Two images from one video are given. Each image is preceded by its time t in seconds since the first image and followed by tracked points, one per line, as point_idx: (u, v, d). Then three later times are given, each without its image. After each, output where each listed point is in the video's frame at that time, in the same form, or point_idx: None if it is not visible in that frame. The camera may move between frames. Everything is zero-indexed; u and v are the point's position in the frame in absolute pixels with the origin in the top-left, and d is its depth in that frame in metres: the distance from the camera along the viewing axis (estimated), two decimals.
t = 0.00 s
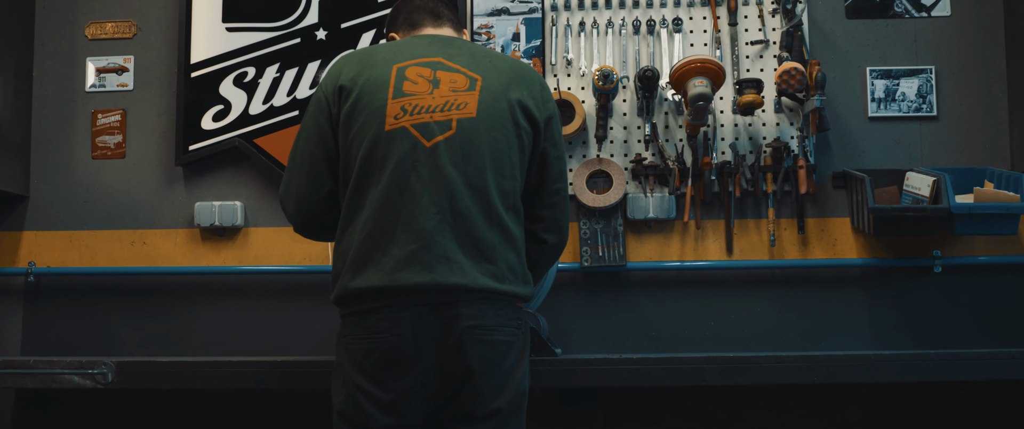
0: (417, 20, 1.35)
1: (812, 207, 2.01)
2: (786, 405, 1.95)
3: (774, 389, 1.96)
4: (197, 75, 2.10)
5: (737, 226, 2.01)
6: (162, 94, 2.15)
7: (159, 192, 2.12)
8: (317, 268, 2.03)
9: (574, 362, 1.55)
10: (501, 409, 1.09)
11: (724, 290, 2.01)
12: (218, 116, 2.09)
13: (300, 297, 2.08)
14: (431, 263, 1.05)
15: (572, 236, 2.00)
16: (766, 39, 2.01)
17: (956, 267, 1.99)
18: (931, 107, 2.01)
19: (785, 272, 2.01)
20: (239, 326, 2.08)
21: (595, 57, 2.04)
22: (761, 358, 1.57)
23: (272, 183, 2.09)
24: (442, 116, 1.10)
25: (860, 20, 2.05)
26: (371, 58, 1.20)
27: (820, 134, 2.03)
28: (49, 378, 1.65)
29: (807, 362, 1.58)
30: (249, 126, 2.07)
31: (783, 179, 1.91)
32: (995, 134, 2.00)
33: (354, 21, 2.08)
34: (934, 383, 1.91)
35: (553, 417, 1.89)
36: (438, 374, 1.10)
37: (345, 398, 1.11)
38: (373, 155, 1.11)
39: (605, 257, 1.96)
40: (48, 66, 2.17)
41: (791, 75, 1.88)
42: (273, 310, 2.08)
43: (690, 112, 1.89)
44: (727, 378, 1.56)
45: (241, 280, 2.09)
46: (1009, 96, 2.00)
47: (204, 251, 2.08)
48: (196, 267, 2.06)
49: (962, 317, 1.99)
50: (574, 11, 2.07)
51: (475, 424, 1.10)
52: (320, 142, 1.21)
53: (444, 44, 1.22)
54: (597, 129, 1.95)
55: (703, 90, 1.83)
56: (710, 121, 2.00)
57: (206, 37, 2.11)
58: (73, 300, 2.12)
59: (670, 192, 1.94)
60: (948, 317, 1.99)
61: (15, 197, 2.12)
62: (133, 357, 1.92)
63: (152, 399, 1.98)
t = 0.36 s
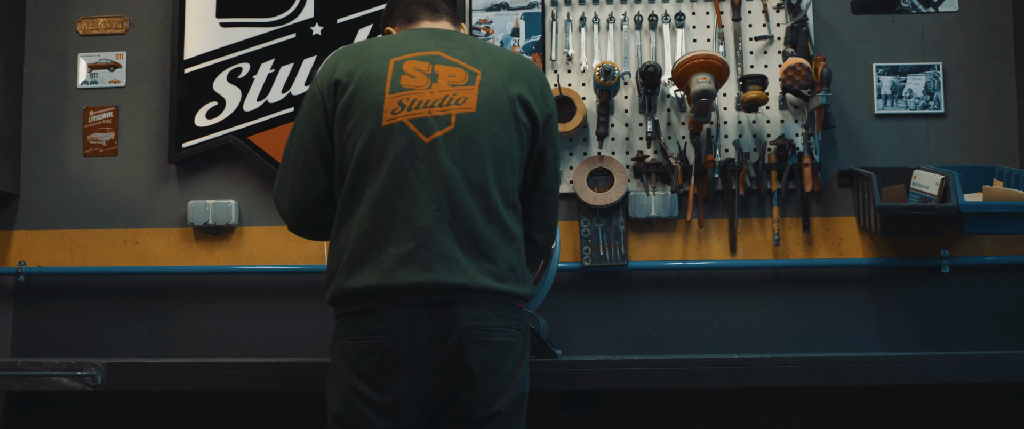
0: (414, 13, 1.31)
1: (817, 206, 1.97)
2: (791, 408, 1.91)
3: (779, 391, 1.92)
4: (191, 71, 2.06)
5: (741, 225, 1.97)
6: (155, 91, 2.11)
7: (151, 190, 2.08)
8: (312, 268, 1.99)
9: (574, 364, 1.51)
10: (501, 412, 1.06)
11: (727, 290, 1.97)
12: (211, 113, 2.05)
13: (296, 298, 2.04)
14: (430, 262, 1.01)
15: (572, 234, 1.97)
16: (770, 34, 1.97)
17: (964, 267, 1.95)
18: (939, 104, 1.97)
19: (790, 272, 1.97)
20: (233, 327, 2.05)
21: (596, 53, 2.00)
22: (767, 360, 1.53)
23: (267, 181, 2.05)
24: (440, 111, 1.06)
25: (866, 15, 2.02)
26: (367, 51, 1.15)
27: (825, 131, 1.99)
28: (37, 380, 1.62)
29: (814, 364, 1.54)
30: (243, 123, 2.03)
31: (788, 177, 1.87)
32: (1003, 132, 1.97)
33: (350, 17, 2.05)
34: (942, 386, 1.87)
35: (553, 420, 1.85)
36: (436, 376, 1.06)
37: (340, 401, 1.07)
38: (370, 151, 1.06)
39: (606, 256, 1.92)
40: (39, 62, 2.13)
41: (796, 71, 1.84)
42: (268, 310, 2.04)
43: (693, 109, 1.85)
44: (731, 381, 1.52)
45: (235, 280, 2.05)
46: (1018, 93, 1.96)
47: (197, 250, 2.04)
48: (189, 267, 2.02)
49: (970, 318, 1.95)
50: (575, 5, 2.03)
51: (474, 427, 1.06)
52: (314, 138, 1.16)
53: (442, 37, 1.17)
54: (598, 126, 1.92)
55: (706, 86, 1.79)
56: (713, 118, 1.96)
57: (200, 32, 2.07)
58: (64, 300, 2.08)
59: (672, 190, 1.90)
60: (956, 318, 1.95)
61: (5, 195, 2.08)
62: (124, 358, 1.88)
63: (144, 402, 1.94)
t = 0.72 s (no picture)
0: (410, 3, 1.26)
1: (822, 201, 1.93)
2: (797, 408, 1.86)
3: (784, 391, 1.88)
4: (183, 64, 2.02)
5: (745, 221, 1.93)
6: (147, 84, 2.07)
7: (143, 186, 2.04)
8: (307, 265, 1.95)
9: (574, 362, 1.47)
10: (501, 413, 1.02)
11: (731, 287, 1.93)
12: (204, 107, 2.01)
13: (290, 295, 2.00)
14: (429, 257, 0.97)
15: (573, 230, 1.94)
16: (775, 26, 1.93)
17: (972, 263, 1.91)
18: (947, 97, 1.93)
19: (794, 269, 1.93)
20: (226, 325, 2.01)
21: (597, 45, 1.96)
22: (773, 359, 1.48)
23: (260, 176, 2.01)
24: (439, 102, 1.01)
25: (873, 6, 1.97)
26: (362, 42, 1.10)
27: (831, 125, 1.95)
28: (24, 380, 1.58)
29: (821, 363, 1.50)
30: (237, 117, 1.99)
31: (793, 171, 1.83)
32: (1012, 126, 1.92)
33: (346, 8, 2.00)
34: (950, 385, 1.83)
35: (553, 420, 1.81)
36: (434, 375, 1.02)
37: (335, 401, 1.02)
38: (366, 144, 1.02)
39: (608, 252, 1.87)
40: (28, 55, 2.09)
41: (801, 63, 1.80)
42: (262, 309, 2.00)
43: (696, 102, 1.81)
44: (736, 381, 1.48)
45: (229, 278, 2.01)
46: None
47: (190, 247, 2.00)
48: (182, 264, 1.98)
49: (978, 316, 1.91)
50: None
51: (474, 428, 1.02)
52: (308, 131, 1.10)
53: (440, 27, 1.12)
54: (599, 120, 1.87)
55: (709, 78, 1.75)
56: (717, 111, 1.92)
57: (193, 25, 2.03)
58: (55, 298, 2.04)
59: (675, 185, 1.86)
60: (964, 316, 1.91)
61: None
62: (115, 357, 1.84)
63: (135, 402, 1.89)
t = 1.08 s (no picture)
0: None
1: (828, 198, 1.89)
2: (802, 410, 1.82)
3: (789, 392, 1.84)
4: (174, 58, 1.97)
5: (749, 218, 1.89)
6: (137, 79, 2.02)
7: (134, 183, 2.00)
8: (301, 263, 1.91)
9: (575, 364, 1.42)
10: (503, 416, 0.98)
11: (734, 286, 1.89)
12: (196, 102, 1.96)
13: (284, 295, 1.96)
14: (433, 254, 0.92)
15: (573, 228, 1.89)
16: (780, 19, 1.89)
17: (981, 262, 1.87)
18: (956, 91, 1.89)
19: (799, 268, 1.89)
20: (219, 325, 1.96)
21: (597, 38, 1.91)
22: (779, 360, 1.44)
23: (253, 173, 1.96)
24: (440, 94, 0.96)
25: None
26: (357, 32, 1.04)
27: (837, 121, 1.91)
28: (9, 381, 1.54)
29: (828, 364, 1.45)
30: (229, 112, 1.95)
31: (798, 168, 1.78)
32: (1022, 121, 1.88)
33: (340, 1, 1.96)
34: (959, 387, 1.79)
35: (553, 422, 1.77)
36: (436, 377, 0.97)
37: (331, 405, 0.96)
38: (365, 136, 0.96)
39: (609, 251, 1.83)
40: (17, 49, 2.05)
41: (806, 57, 1.76)
42: (255, 308, 1.96)
43: (699, 96, 1.77)
44: (740, 383, 1.44)
45: (221, 277, 1.97)
46: None
47: (181, 245, 1.96)
48: (173, 262, 1.93)
49: (988, 315, 1.87)
50: None
51: None
52: (301, 124, 1.04)
53: (437, 17, 1.07)
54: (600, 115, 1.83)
55: (713, 72, 1.71)
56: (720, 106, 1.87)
57: (184, 18, 1.99)
58: (44, 297, 2.00)
59: (677, 181, 1.82)
60: (973, 315, 1.87)
61: None
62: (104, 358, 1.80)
63: (124, 404, 1.85)
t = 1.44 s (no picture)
0: None
1: (834, 196, 1.85)
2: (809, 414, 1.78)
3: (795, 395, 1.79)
4: (166, 53, 1.93)
5: (754, 217, 1.84)
6: (129, 74, 1.98)
7: (125, 180, 1.96)
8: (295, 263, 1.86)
9: (576, 367, 1.38)
10: (501, 421, 0.93)
11: (739, 286, 1.85)
12: (188, 98, 1.92)
13: (279, 295, 1.92)
14: (441, 250, 0.86)
15: (573, 227, 1.85)
16: (785, 13, 1.84)
17: (992, 262, 1.82)
18: (965, 87, 1.84)
19: (805, 268, 1.84)
20: (212, 326, 1.92)
21: (598, 32, 1.87)
22: (786, 363, 1.40)
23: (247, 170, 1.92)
24: (436, 88, 0.91)
25: None
26: (341, 22, 0.97)
27: (844, 117, 1.86)
28: None
29: (836, 367, 1.41)
30: (221, 108, 1.90)
31: (805, 165, 1.74)
32: None
33: None
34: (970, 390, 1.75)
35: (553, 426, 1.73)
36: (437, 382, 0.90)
37: (325, 412, 0.87)
38: (363, 128, 0.89)
39: (610, 250, 1.79)
40: (5, 44, 2.00)
41: (813, 51, 1.72)
42: (249, 309, 1.92)
43: (703, 92, 1.73)
44: (746, 386, 1.39)
45: (214, 277, 1.93)
46: None
47: (173, 244, 1.91)
48: (165, 262, 1.89)
49: (999, 316, 1.82)
50: None
51: None
52: (287, 119, 0.94)
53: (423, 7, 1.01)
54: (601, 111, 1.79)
55: (717, 67, 1.66)
56: (724, 102, 1.83)
57: (176, 12, 1.94)
58: (34, 297, 1.96)
59: (680, 179, 1.78)
60: (984, 316, 1.82)
61: None
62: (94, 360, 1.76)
63: (115, 406, 1.81)
